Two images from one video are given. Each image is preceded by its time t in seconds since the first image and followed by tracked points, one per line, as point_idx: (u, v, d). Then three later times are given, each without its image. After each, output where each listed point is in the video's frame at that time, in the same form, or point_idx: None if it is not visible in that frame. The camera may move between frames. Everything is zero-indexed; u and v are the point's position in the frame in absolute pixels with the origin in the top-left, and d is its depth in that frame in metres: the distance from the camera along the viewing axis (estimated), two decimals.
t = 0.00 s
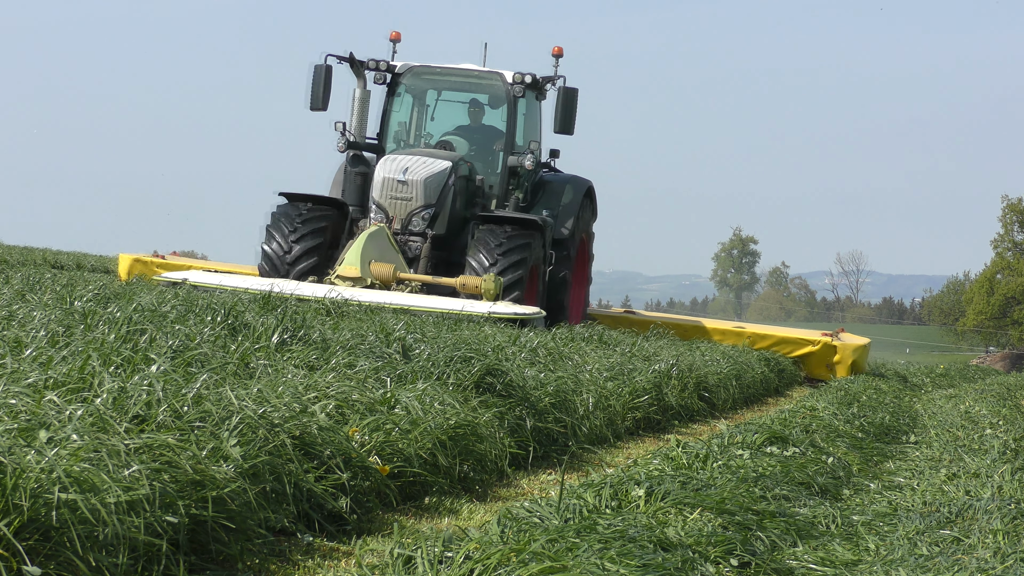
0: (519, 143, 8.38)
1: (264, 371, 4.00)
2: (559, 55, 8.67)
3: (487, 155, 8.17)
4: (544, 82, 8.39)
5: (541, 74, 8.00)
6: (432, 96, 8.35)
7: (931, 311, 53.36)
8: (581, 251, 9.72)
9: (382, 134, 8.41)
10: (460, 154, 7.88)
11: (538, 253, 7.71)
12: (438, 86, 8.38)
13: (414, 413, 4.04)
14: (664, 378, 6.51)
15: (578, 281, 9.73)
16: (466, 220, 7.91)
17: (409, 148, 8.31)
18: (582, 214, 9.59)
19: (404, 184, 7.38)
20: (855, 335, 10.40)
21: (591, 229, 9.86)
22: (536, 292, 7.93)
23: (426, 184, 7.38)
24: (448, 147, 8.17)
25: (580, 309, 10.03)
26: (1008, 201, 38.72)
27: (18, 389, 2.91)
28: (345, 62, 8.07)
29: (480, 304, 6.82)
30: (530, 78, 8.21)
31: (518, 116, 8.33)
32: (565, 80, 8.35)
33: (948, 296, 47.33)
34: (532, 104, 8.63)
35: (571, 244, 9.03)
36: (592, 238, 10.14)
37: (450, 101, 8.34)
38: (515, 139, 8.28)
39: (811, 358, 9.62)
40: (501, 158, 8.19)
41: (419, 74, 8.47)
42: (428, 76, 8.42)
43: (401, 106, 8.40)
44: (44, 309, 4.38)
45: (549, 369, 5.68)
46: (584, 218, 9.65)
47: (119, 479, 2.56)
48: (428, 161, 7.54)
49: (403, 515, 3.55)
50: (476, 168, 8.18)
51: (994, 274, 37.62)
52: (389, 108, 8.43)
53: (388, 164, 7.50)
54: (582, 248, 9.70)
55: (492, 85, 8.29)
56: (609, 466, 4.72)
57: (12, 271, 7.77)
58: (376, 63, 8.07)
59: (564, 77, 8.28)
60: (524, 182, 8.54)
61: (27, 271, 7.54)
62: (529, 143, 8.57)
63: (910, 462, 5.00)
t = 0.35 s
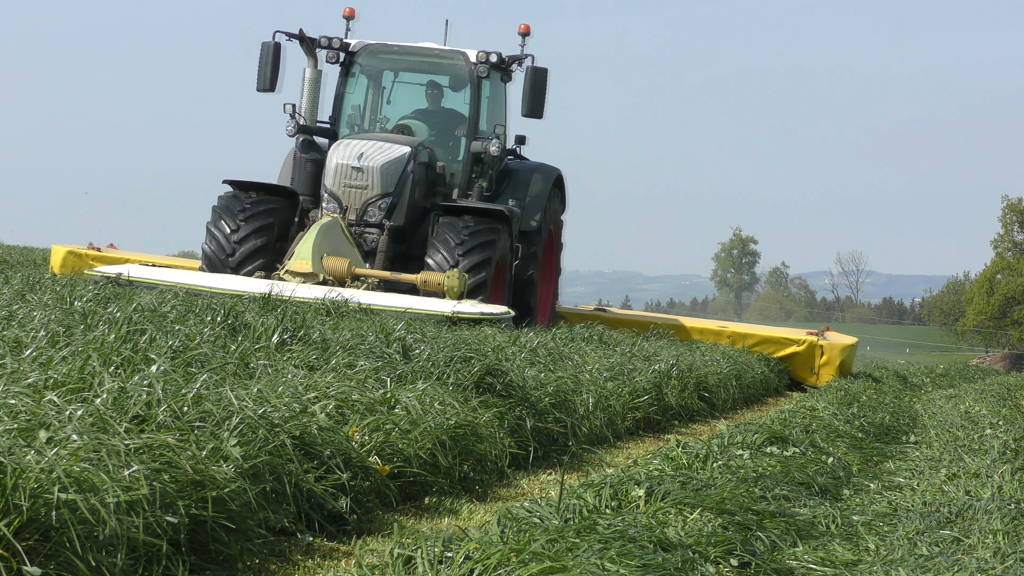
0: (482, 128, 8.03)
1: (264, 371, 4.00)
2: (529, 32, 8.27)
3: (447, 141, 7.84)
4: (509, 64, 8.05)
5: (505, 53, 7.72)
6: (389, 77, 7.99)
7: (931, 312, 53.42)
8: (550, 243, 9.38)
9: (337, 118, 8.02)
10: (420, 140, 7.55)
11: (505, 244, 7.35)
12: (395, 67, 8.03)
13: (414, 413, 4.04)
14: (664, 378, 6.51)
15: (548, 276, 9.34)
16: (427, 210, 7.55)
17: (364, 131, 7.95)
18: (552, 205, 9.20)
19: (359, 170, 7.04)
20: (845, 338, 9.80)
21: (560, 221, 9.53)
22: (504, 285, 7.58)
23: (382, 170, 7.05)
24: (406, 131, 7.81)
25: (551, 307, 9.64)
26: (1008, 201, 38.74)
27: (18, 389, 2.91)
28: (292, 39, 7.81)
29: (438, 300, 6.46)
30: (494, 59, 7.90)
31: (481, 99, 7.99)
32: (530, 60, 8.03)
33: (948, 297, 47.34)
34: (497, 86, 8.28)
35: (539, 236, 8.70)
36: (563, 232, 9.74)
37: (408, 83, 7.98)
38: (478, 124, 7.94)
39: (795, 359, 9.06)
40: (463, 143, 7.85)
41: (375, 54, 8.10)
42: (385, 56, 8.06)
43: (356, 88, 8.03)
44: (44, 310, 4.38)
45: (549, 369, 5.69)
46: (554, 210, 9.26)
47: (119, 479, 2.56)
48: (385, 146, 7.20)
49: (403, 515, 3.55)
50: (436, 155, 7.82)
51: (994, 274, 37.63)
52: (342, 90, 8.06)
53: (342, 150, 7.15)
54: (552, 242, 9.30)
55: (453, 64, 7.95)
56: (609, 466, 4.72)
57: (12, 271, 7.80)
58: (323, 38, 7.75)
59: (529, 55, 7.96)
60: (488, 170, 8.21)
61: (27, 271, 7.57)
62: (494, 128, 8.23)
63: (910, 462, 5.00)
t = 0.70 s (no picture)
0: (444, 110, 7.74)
1: (264, 371, 4.01)
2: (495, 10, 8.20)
3: (407, 124, 7.51)
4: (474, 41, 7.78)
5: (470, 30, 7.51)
6: (345, 54, 7.71)
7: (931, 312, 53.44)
8: (522, 236, 8.97)
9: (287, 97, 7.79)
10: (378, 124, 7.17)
11: (470, 238, 6.97)
12: (351, 45, 7.74)
13: (414, 413, 4.04)
14: (665, 378, 6.51)
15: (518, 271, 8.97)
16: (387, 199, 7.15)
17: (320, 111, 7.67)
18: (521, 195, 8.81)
19: (309, 156, 6.65)
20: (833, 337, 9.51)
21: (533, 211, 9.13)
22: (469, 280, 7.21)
23: (335, 156, 6.65)
24: (364, 113, 7.49)
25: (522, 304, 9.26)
26: (1008, 201, 38.75)
27: (18, 389, 2.91)
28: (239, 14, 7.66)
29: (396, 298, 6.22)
30: (460, 36, 7.68)
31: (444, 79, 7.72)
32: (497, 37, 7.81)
33: (948, 297, 47.35)
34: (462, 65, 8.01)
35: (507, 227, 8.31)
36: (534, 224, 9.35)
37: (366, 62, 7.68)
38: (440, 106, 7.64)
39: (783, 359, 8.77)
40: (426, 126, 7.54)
41: (329, 30, 7.83)
42: (341, 33, 7.79)
43: (310, 66, 7.75)
44: (44, 310, 4.38)
45: (549, 369, 5.69)
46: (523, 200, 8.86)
47: (119, 479, 2.56)
48: (340, 130, 6.81)
49: (403, 516, 3.55)
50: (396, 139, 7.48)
51: (994, 274, 37.64)
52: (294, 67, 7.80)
53: (291, 135, 6.75)
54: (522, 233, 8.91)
55: (414, 42, 7.67)
56: (609, 466, 4.73)
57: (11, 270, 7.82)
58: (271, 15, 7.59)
59: (496, 31, 7.73)
60: (451, 156, 7.84)
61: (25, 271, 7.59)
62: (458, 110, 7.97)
63: (910, 462, 5.01)
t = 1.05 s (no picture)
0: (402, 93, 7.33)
1: (264, 371, 4.01)
2: None
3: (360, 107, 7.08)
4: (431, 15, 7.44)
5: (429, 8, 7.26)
6: (295, 32, 7.28)
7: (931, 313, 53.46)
8: (484, 226, 8.59)
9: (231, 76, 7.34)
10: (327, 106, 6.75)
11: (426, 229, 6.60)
12: (301, 22, 7.31)
13: (414, 413, 4.05)
14: (664, 378, 6.51)
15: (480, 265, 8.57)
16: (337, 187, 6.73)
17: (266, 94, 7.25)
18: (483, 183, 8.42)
19: (252, 140, 6.19)
20: (827, 337, 8.95)
21: (497, 200, 8.76)
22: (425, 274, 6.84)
23: (279, 140, 6.19)
24: (314, 96, 7.08)
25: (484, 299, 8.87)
26: (1009, 202, 38.77)
27: (18, 389, 2.91)
28: None
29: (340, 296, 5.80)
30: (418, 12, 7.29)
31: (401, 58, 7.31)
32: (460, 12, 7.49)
33: (948, 297, 47.36)
34: (420, 43, 7.64)
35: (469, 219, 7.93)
36: (497, 213, 8.93)
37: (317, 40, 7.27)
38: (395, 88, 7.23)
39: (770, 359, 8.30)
40: (380, 109, 7.15)
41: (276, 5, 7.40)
42: (290, 9, 7.35)
43: (256, 45, 7.33)
44: (44, 310, 4.38)
45: (549, 369, 5.69)
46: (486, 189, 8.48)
47: (119, 479, 2.56)
48: (285, 112, 6.35)
49: (403, 515, 3.55)
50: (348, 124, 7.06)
51: (994, 274, 37.65)
52: (238, 46, 7.37)
53: (230, 118, 6.27)
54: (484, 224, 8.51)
55: (369, 18, 7.23)
56: (609, 466, 4.73)
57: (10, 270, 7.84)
58: None
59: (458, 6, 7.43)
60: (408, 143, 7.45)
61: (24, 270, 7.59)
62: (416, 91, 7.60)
63: (910, 462, 5.01)
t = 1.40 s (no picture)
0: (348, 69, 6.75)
1: (264, 371, 4.01)
2: None
3: (302, 83, 6.49)
4: None
5: None
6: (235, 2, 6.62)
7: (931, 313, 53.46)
8: (445, 216, 7.96)
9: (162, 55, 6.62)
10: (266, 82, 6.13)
11: (371, 217, 5.95)
12: None
13: (414, 413, 4.05)
14: (664, 378, 6.51)
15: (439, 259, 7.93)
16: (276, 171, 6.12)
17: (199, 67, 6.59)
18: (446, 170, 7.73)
19: (176, 119, 5.56)
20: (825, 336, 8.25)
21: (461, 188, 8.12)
22: (373, 268, 6.18)
23: (205, 119, 5.57)
24: (250, 70, 6.44)
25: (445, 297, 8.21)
26: (1008, 201, 38.78)
27: (18, 389, 2.91)
28: None
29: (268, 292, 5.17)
30: None
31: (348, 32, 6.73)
32: None
33: (948, 297, 47.36)
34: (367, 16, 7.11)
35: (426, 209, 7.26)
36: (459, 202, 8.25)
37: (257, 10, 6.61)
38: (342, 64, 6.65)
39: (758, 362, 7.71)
40: (326, 86, 6.56)
41: None
42: None
43: (190, 15, 6.65)
44: (44, 310, 4.36)
45: (549, 369, 5.69)
46: (449, 176, 7.79)
47: (119, 479, 2.56)
48: (214, 88, 5.74)
49: (403, 516, 3.55)
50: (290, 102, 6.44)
51: (994, 274, 37.65)
52: (171, 15, 6.68)
53: (152, 94, 5.65)
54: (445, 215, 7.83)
55: None
56: (610, 466, 4.73)
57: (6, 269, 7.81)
58: None
59: None
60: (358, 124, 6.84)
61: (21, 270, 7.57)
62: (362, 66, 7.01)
63: (910, 462, 5.01)
